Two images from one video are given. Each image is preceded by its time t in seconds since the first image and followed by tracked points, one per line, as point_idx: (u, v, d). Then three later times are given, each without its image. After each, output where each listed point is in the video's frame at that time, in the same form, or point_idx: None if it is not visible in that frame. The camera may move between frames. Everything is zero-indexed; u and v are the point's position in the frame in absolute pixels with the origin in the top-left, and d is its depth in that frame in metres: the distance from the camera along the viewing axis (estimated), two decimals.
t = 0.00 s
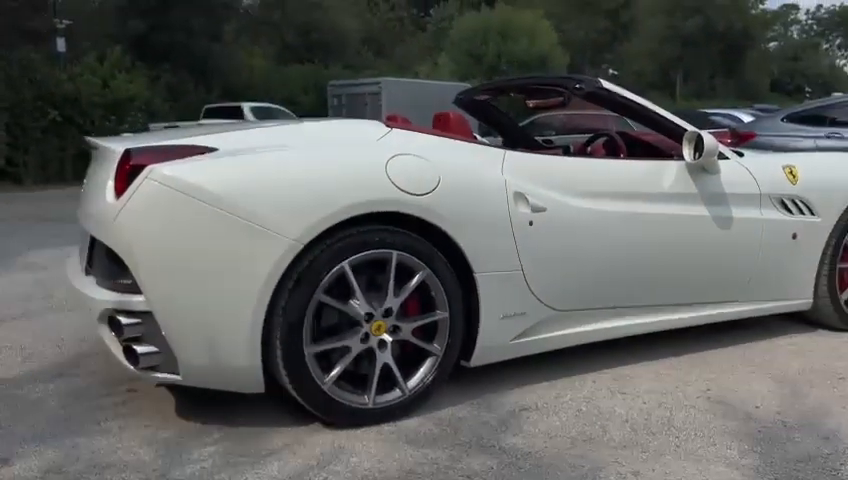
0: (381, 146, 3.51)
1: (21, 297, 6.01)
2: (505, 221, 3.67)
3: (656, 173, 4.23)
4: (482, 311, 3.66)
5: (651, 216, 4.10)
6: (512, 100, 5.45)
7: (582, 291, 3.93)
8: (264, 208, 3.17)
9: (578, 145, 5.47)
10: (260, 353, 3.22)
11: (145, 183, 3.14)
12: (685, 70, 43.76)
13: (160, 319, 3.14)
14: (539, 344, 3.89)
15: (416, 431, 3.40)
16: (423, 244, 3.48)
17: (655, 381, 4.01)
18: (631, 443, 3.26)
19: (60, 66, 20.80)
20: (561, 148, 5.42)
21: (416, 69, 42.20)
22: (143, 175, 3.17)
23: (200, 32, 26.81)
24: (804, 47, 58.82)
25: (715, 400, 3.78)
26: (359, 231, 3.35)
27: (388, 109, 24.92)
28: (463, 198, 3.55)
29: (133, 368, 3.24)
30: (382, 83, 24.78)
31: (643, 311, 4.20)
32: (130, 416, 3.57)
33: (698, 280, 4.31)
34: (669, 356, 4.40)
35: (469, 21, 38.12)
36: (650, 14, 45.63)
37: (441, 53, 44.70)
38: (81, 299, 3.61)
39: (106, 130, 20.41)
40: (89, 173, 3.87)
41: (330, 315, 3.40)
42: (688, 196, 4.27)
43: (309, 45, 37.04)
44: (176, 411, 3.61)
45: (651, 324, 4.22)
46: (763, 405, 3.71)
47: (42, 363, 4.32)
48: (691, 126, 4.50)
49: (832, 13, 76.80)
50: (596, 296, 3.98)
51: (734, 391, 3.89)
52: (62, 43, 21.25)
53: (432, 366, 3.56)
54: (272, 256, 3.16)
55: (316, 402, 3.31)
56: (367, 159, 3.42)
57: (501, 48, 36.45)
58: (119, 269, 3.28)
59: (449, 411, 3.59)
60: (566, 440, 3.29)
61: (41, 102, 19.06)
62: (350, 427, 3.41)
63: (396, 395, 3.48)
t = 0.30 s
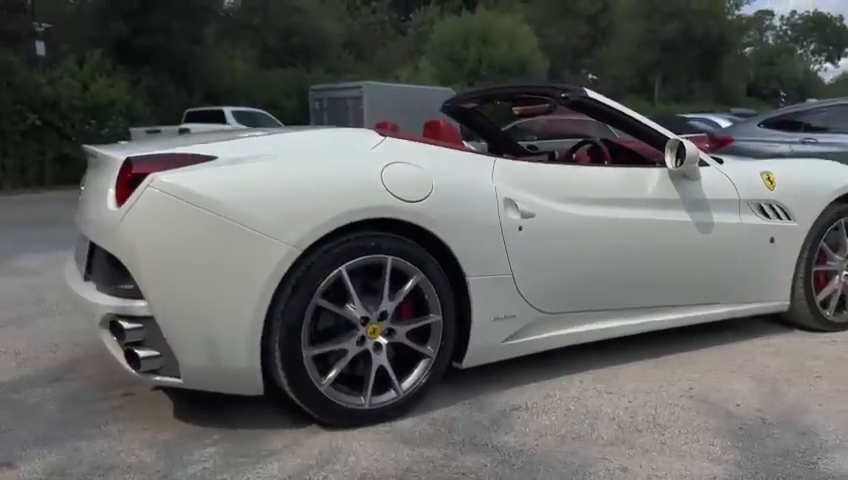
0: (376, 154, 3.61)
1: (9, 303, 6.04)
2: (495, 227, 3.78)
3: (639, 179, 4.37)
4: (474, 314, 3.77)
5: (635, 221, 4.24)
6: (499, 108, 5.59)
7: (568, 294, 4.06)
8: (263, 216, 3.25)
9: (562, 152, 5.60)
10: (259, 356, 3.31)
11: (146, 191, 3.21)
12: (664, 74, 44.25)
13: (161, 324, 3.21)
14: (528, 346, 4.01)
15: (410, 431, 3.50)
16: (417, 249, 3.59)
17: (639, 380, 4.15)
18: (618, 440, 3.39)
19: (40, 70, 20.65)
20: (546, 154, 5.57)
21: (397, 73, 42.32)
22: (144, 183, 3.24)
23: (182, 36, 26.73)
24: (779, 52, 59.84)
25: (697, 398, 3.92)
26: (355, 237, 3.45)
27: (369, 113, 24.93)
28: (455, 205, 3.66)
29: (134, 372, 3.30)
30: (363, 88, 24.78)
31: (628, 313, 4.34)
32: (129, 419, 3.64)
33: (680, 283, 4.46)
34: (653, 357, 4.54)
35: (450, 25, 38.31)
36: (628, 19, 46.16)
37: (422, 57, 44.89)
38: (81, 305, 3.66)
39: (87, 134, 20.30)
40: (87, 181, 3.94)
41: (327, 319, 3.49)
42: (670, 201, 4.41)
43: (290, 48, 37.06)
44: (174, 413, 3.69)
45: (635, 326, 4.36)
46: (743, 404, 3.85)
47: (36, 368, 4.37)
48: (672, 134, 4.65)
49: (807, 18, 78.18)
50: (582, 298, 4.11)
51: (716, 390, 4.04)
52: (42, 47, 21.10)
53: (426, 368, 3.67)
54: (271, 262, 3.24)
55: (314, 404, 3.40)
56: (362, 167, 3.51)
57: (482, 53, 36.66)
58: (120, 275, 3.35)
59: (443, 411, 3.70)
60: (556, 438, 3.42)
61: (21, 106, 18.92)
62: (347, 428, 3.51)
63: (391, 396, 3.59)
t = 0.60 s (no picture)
0: (371, 161, 3.66)
1: None
2: (489, 232, 3.85)
3: (627, 185, 4.46)
4: (468, 318, 3.83)
5: (623, 225, 4.32)
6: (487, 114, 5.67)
7: (559, 297, 4.13)
8: (262, 222, 3.29)
9: (549, 157, 5.68)
10: (257, 361, 3.33)
11: (146, 197, 3.24)
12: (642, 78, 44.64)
13: (160, 330, 3.23)
14: (520, 348, 4.07)
15: (407, 434, 3.55)
16: (411, 255, 3.64)
17: (628, 382, 4.23)
18: (610, 440, 3.46)
19: (18, 72, 20.44)
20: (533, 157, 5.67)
21: (378, 76, 42.35)
22: (143, 190, 3.26)
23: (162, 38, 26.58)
24: (754, 57, 60.75)
25: (685, 398, 4.01)
26: (351, 242, 3.49)
27: (351, 117, 24.92)
28: (449, 210, 3.72)
29: (132, 377, 3.32)
30: (345, 91, 24.77)
31: (617, 316, 4.42)
32: (125, 425, 3.65)
33: (667, 285, 4.55)
34: (640, 359, 4.63)
35: (431, 28, 38.42)
36: (607, 24, 46.58)
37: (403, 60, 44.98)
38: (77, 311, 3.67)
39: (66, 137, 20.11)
40: (81, 187, 3.95)
41: (323, 324, 3.53)
42: (657, 205, 4.50)
43: (271, 51, 36.95)
44: (170, 419, 3.70)
45: (623, 329, 4.44)
46: (730, 403, 3.95)
47: (28, 375, 4.36)
48: (659, 140, 4.75)
49: (781, 23, 79.43)
50: (573, 301, 4.19)
51: (703, 390, 4.14)
52: (20, 49, 20.89)
53: (421, 371, 3.72)
54: (270, 267, 3.28)
55: (312, 407, 3.44)
56: (357, 173, 3.55)
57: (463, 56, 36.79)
58: (118, 281, 3.37)
59: (438, 414, 3.75)
60: (550, 439, 3.48)
61: None
62: (343, 431, 3.54)
63: (387, 400, 3.63)
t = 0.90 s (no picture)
0: (382, 162, 3.68)
1: None
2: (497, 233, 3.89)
3: (629, 186, 4.52)
4: (477, 317, 3.87)
5: (626, 225, 4.39)
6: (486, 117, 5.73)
7: (564, 297, 4.18)
8: (277, 223, 3.30)
9: (546, 158, 5.73)
10: (272, 362, 3.34)
11: (160, 199, 3.23)
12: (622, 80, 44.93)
13: (175, 331, 3.23)
14: (526, 348, 4.12)
15: (419, 433, 3.57)
16: (422, 255, 3.67)
17: (631, 380, 4.29)
18: (622, 437, 3.51)
19: None
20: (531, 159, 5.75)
21: (359, 77, 42.31)
22: (157, 192, 3.24)
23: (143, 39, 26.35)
24: (730, 60, 61.55)
25: (688, 395, 4.08)
26: (364, 243, 3.52)
27: (334, 118, 24.87)
28: (458, 210, 3.76)
29: (146, 379, 3.31)
30: (328, 92, 24.76)
31: (620, 314, 4.48)
32: (136, 427, 3.64)
33: (668, 284, 4.62)
34: (641, 357, 4.70)
35: (413, 30, 38.44)
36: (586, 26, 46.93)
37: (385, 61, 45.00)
38: (86, 314, 3.65)
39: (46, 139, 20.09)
40: (88, 188, 3.93)
41: (336, 324, 3.55)
42: (659, 206, 4.57)
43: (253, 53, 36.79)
44: (182, 421, 3.70)
45: (624, 328, 4.51)
46: (732, 400, 4.02)
47: (33, 377, 4.34)
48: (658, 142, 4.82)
49: (757, 27, 80.48)
50: (577, 300, 4.25)
51: (706, 387, 4.21)
52: None
53: (431, 371, 3.75)
54: (285, 268, 3.29)
55: (325, 407, 3.45)
56: (369, 174, 3.58)
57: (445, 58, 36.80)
58: (131, 282, 3.36)
59: (448, 413, 3.79)
60: (561, 436, 3.53)
61: None
62: (355, 431, 3.57)
63: (399, 399, 3.66)
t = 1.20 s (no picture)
0: (407, 166, 3.73)
1: None
2: (518, 235, 3.95)
3: (641, 188, 4.61)
4: (498, 318, 3.93)
5: (638, 227, 4.48)
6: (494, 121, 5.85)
7: (580, 298, 4.26)
8: (308, 227, 3.34)
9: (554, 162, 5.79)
10: (303, 363, 3.38)
11: (192, 203, 3.25)
12: (602, 81, 45.19)
13: (208, 334, 3.26)
14: (544, 348, 4.19)
15: (444, 433, 3.63)
16: (446, 257, 3.73)
17: (645, 378, 4.38)
18: (645, 435, 3.59)
19: None
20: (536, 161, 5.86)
21: (342, 78, 42.26)
22: (189, 196, 3.27)
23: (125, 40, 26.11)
24: (707, 63, 62.27)
25: (702, 393, 4.18)
26: (391, 246, 3.57)
27: (319, 120, 24.83)
28: (481, 213, 3.82)
29: (178, 381, 3.33)
30: (312, 94, 24.74)
31: (632, 315, 4.57)
32: (164, 429, 3.66)
33: (678, 285, 4.72)
34: (651, 356, 4.80)
35: (395, 32, 38.43)
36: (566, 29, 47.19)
37: (367, 62, 44.98)
38: (111, 318, 3.65)
39: (27, 140, 19.94)
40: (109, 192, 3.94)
41: (363, 326, 3.59)
42: (669, 208, 4.67)
43: (235, 54, 36.60)
44: (208, 423, 3.73)
45: (636, 327, 4.60)
46: (745, 397, 4.12)
47: (51, 380, 4.34)
48: (666, 145, 4.92)
49: (733, 30, 81.39)
50: (592, 301, 4.33)
51: (718, 385, 4.31)
52: None
53: (455, 371, 3.81)
54: (316, 270, 3.33)
55: (353, 408, 3.50)
56: (395, 178, 3.63)
57: (427, 60, 36.80)
58: (162, 285, 3.38)
59: (471, 413, 3.84)
60: (586, 434, 3.61)
61: None
62: (382, 431, 3.61)
63: (423, 400, 3.71)
